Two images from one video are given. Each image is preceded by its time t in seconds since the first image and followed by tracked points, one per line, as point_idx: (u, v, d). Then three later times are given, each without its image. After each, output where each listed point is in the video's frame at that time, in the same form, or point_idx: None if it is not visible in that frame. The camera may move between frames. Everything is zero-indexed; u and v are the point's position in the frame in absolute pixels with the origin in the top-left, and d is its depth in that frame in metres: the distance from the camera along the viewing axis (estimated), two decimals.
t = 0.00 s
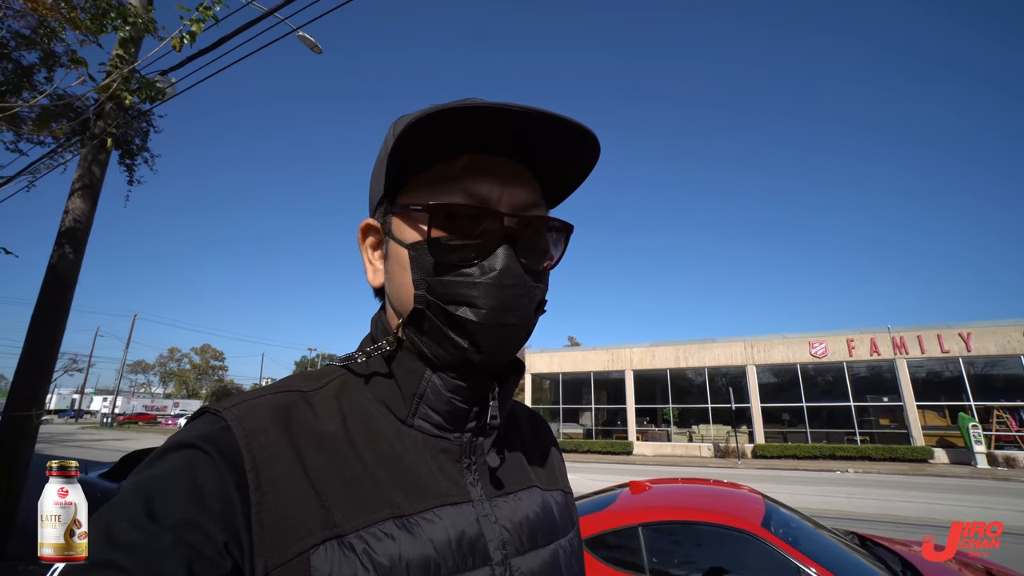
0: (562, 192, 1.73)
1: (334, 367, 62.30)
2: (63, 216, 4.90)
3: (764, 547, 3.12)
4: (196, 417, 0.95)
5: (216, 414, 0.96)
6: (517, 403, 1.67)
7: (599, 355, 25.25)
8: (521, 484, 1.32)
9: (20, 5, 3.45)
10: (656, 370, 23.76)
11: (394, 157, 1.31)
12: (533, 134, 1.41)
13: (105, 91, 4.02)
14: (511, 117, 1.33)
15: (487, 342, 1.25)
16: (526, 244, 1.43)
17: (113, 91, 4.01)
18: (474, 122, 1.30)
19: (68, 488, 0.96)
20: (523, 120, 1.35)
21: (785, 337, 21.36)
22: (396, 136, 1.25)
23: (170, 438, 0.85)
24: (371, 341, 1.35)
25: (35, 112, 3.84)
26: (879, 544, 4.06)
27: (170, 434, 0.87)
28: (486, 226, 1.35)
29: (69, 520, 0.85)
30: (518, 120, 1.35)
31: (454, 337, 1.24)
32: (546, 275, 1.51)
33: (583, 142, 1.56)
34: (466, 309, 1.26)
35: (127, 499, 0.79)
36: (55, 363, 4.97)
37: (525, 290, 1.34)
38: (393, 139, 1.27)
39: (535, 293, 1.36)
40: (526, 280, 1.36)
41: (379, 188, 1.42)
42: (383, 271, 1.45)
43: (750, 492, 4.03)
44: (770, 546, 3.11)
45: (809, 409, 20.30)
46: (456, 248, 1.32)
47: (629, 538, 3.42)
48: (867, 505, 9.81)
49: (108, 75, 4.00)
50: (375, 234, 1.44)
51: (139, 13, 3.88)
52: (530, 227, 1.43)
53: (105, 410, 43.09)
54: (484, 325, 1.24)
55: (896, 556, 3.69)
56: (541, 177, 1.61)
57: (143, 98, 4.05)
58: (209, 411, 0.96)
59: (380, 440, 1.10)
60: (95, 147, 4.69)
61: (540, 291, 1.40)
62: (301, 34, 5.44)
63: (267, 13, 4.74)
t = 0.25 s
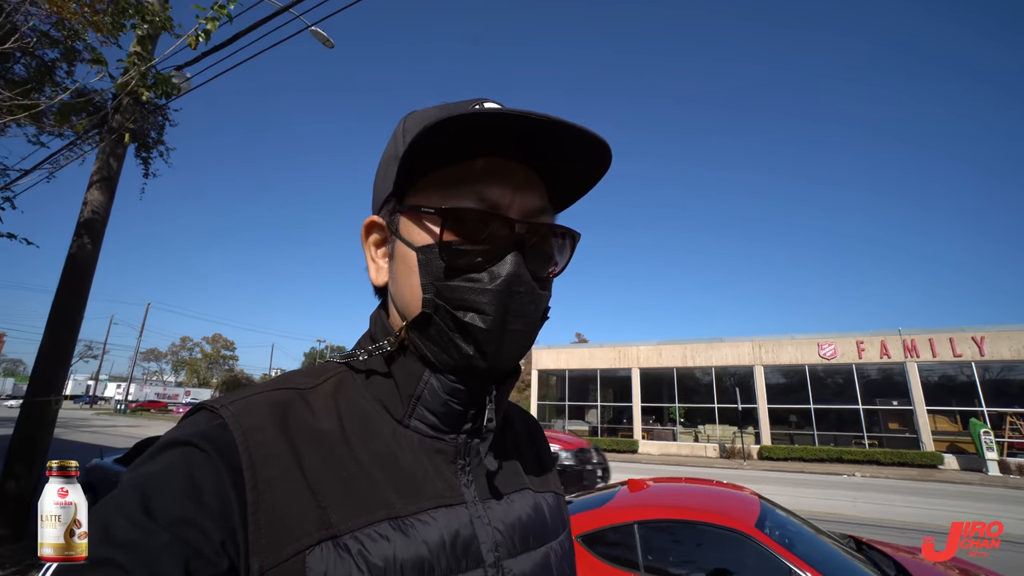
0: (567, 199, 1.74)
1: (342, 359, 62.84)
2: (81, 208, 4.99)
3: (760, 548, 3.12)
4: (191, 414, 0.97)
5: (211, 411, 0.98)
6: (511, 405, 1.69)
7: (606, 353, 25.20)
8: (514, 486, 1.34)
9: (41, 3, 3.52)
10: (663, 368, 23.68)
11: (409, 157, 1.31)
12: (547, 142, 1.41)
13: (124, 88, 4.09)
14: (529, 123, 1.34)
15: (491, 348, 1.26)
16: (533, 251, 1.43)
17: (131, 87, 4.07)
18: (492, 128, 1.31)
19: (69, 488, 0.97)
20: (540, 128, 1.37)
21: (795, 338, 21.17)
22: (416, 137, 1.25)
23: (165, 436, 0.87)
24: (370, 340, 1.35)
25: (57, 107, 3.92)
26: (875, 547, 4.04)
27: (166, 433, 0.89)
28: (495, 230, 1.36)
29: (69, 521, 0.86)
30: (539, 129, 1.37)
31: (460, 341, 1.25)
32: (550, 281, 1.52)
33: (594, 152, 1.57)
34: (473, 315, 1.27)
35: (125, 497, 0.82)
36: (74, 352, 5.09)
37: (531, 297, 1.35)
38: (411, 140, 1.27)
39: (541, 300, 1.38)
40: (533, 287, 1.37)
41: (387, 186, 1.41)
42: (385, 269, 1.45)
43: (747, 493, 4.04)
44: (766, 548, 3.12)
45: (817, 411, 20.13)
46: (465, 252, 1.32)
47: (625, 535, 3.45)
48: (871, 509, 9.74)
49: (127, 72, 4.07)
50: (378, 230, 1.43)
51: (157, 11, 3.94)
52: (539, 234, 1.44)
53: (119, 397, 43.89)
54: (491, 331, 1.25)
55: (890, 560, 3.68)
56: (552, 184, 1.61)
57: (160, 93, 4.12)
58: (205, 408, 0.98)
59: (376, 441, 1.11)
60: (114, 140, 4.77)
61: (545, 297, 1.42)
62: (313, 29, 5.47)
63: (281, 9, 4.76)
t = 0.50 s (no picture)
0: (568, 207, 1.76)
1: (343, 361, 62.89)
2: (88, 209, 5.03)
3: (754, 553, 3.13)
4: (194, 416, 0.98)
5: (215, 414, 0.99)
6: (510, 410, 1.70)
7: (607, 357, 25.17)
8: (513, 492, 1.35)
9: (53, 9, 3.56)
10: (664, 373, 23.66)
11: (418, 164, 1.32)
12: (553, 152, 1.44)
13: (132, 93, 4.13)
14: (536, 134, 1.36)
15: (496, 355, 1.27)
16: (537, 258, 1.45)
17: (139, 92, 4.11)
18: (501, 137, 1.33)
19: (68, 488, 0.95)
20: (545, 139, 1.38)
21: (796, 344, 21.14)
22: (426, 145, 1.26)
23: (170, 437, 0.89)
24: (372, 345, 1.36)
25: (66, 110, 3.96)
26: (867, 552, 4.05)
27: (172, 434, 0.90)
28: (501, 238, 1.38)
29: (69, 520, 0.86)
30: (544, 140, 1.39)
31: (466, 347, 1.26)
32: (553, 287, 1.54)
33: (597, 162, 1.59)
34: (479, 322, 1.29)
35: (128, 498, 0.83)
36: (78, 351, 5.12)
37: (536, 303, 1.38)
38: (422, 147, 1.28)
39: (545, 307, 1.41)
40: (538, 294, 1.39)
41: (391, 193, 1.43)
42: (389, 275, 1.46)
43: (743, 497, 4.04)
44: (760, 553, 3.12)
45: (818, 417, 20.08)
46: (471, 260, 1.34)
47: (622, 539, 3.46)
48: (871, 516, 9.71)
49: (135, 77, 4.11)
50: (382, 237, 1.45)
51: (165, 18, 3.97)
52: (543, 242, 1.46)
53: (120, 397, 43.95)
54: (496, 337, 1.27)
55: (883, 565, 3.69)
56: (554, 193, 1.63)
57: (167, 98, 4.16)
58: (208, 411, 0.99)
59: (378, 445, 1.13)
60: (121, 143, 4.81)
61: (549, 304, 1.44)
62: (319, 34, 5.51)
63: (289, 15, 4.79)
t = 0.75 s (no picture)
0: (556, 200, 1.76)
1: (329, 367, 62.21)
2: (69, 213, 4.93)
3: (738, 553, 3.17)
4: (194, 418, 0.99)
5: (214, 416, 0.99)
6: (509, 411, 1.71)
7: (595, 361, 25.28)
8: (511, 493, 1.35)
9: (36, 13, 3.51)
10: (651, 376, 23.82)
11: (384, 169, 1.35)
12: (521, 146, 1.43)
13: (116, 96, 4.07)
14: (499, 131, 1.36)
15: (474, 352, 1.28)
16: (517, 255, 1.46)
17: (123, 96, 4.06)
18: (464, 136, 1.33)
19: (71, 484, 0.96)
20: (508, 133, 1.37)
21: (780, 346, 21.46)
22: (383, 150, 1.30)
23: (169, 439, 0.88)
24: (367, 348, 1.38)
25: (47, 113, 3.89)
26: (846, 551, 4.13)
27: (170, 435, 0.90)
28: (474, 235, 1.38)
29: (71, 524, 0.89)
30: (506, 134, 1.38)
31: (443, 345, 1.27)
32: (538, 283, 1.55)
33: (572, 152, 1.58)
34: (452, 319, 1.30)
35: (126, 501, 0.82)
36: (57, 358, 5.01)
37: (512, 298, 1.38)
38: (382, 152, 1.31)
39: (524, 301, 1.39)
40: (515, 289, 1.39)
41: (373, 201, 1.46)
42: (379, 279, 1.48)
43: (728, 499, 4.09)
44: (744, 553, 3.17)
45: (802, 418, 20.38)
46: (443, 258, 1.35)
47: (608, 541, 3.48)
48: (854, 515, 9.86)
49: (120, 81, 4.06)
50: (372, 244, 1.49)
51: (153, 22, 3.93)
52: (522, 237, 1.46)
53: (99, 406, 42.96)
54: (470, 334, 1.28)
55: (862, 562, 3.76)
56: (537, 188, 1.63)
57: (152, 103, 4.11)
58: (207, 413, 0.99)
59: (375, 446, 1.13)
60: (103, 147, 4.74)
61: (530, 299, 1.44)
62: (307, 38, 5.48)
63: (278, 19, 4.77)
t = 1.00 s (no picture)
0: (558, 201, 1.79)
1: (321, 370, 61.85)
2: (54, 217, 4.87)
3: (728, 553, 3.20)
4: (193, 419, 0.99)
5: (211, 418, 0.99)
6: (508, 412, 1.73)
7: (587, 363, 25.38)
8: (511, 496, 1.36)
9: (18, 14, 3.48)
10: (643, 378, 23.93)
11: (387, 169, 1.36)
12: (526, 146, 1.45)
13: (101, 99, 4.05)
14: (505, 130, 1.37)
15: (477, 354, 1.29)
16: (518, 257, 1.47)
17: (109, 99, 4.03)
18: (471, 135, 1.34)
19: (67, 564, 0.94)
20: (514, 133, 1.39)
21: (770, 347, 21.67)
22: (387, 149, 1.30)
23: (166, 441, 0.89)
24: (368, 349, 1.39)
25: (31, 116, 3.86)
26: (836, 549, 4.16)
27: (167, 437, 0.90)
28: (476, 235, 1.39)
29: None
30: (513, 134, 1.40)
31: (445, 346, 1.29)
32: (540, 285, 1.57)
33: (574, 153, 1.60)
34: (455, 320, 1.31)
35: (123, 501, 0.82)
36: (42, 362, 4.95)
37: (514, 299, 1.39)
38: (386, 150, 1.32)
39: (525, 303, 1.41)
40: (517, 290, 1.41)
41: (375, 200, 1.47)
42: (379, 279, 1.49)
43: (718, 500, 4.13)
44: (734, 553, 3.20)
45: (793, 418, 20.56)
46: (447, 258, 1.36)
47: (600, 541, 3.50)
48: (843, 514, 9.95)
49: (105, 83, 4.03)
50: (373, 244, 1.49)
51: (138, 24, 3.91)
52: (525, 238, 1.48)
53: (86, 410, 42.32)
54: (473, 335, 1.29)
55: (850, 561, 3.80)
56: (537, 189, 1.65)
57: (138, 105, 4.09)
58: (205, 415, 1.00)
59: (374, 448, 1.14)
60: (89, 149, 4.70)
61: (530, 300, 1.45)
62: (297, 41, 5.47)
63: (266, 22, 4.76)
